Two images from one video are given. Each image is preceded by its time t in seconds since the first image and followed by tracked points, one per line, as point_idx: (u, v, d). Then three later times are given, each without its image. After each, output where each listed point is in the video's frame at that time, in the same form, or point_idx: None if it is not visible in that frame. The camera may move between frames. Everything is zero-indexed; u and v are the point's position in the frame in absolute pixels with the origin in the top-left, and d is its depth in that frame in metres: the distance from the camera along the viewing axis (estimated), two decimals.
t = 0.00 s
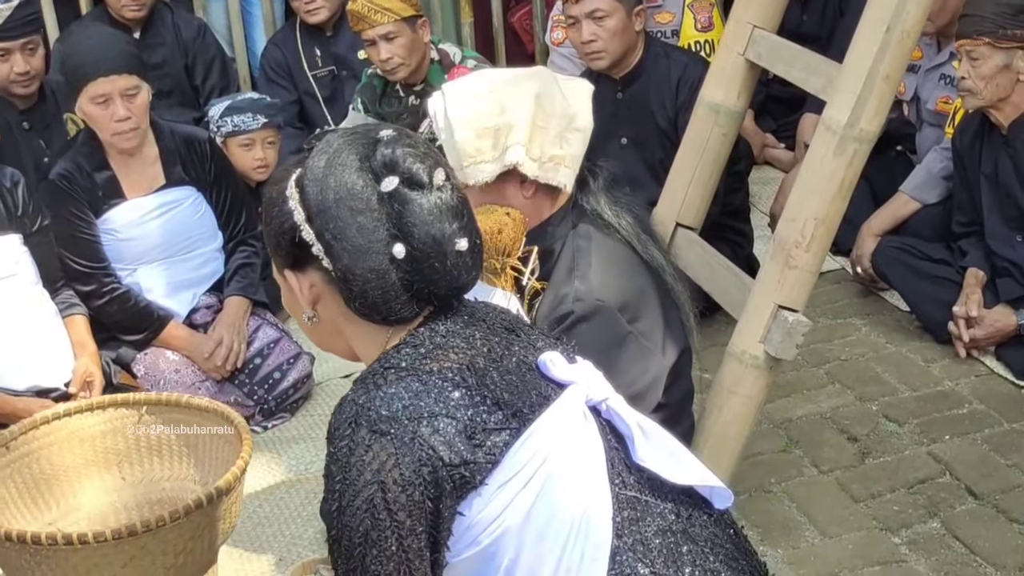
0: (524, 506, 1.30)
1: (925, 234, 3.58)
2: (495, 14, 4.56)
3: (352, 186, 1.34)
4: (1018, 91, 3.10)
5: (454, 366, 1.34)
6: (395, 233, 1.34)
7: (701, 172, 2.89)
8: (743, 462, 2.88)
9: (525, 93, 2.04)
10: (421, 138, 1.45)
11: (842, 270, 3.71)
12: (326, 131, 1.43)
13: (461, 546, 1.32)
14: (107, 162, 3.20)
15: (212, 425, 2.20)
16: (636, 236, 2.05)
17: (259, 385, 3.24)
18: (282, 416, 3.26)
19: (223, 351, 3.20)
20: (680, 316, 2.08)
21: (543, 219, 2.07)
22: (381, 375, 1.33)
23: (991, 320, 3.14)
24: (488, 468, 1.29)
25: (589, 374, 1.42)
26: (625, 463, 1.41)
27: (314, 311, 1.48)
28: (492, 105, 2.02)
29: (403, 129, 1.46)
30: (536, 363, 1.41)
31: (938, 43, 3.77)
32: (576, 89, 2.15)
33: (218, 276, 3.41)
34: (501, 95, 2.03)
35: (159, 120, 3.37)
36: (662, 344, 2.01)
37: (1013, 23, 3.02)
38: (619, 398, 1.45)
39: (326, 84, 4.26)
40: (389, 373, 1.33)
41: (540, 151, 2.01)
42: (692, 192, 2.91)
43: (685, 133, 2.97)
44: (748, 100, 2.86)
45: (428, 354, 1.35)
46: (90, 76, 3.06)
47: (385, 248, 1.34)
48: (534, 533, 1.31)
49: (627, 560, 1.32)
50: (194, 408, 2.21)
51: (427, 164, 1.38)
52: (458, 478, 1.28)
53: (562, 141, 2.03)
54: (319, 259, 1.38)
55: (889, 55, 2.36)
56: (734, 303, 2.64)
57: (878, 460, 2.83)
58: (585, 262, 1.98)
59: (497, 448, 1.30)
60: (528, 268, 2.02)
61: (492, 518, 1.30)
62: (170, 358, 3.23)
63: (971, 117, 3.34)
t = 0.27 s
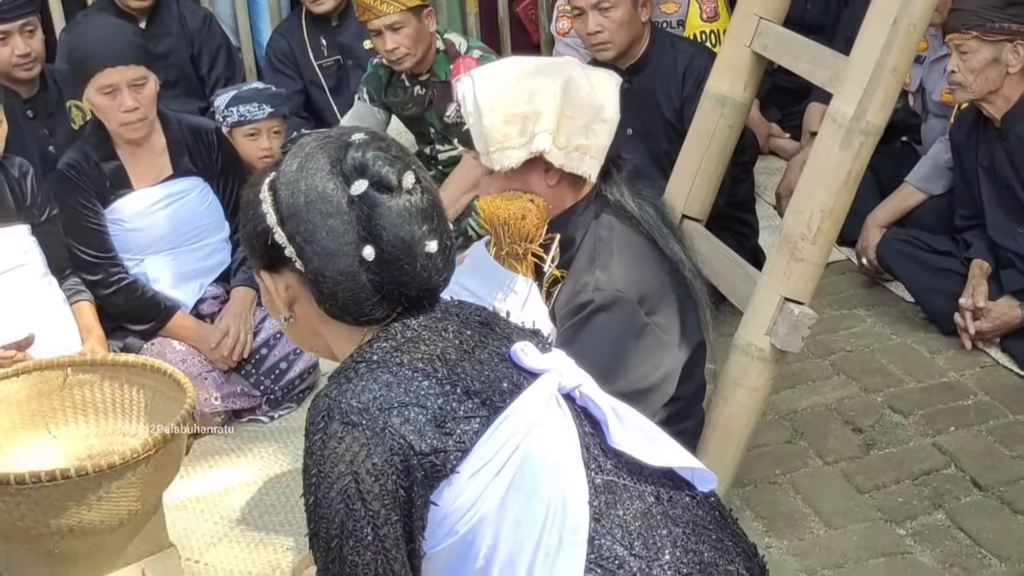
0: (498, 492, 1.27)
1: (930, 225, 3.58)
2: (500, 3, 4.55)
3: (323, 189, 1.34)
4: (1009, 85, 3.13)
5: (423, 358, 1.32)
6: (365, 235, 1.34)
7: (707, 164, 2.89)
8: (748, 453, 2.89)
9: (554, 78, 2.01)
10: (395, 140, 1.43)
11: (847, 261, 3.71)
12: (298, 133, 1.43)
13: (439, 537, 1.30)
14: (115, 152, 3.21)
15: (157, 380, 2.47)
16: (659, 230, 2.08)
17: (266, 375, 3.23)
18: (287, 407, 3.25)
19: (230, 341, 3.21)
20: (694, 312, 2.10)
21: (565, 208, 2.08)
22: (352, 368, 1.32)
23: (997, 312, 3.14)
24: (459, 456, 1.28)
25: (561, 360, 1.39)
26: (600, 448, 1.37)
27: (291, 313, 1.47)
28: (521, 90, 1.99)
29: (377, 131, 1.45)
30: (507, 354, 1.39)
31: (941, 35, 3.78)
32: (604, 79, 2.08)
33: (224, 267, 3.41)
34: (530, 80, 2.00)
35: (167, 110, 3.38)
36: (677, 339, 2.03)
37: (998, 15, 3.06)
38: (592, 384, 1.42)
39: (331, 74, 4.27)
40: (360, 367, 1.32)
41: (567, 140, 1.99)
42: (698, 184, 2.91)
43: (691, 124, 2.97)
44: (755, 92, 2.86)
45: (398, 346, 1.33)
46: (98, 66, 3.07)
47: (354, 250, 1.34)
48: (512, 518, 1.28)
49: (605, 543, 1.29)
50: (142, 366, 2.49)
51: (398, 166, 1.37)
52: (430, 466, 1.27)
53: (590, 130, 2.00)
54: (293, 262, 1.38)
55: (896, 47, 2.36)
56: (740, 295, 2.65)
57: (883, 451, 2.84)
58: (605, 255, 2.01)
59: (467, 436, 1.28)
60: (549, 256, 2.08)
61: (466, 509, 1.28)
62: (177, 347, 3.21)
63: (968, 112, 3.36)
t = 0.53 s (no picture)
0: (482, 487, 1.27)
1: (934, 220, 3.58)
2: None
3: (311, 195, 1.34)
4: (1008, 80, 3.13)
5: (408, 354, 1.32)
6: (353, 241, 1.34)
7: (711, 160, 2.89)
8: (752, 448, 2.89)
9: (576, 71, 2.05)
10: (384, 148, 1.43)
11: (851, 255, 3.72)
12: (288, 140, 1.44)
13: (425, 535, 1.30)
14: (121, 145, 3.22)
15: (143, 363, 2.56)
16: (670, 225, 2.08)
17: (270, 368, 3.20)
18: (291, 401, 3.25)
19: (234, 335, 3.20)
20: (704, 309, 2.09)
21: (579, 200, 2.10)
22: (337, 367, 1.32)
23: (1000, 307, 3.14)
24: (442, 451, 1.28)
25: (546, 355, 1.39)
26: (587, 442, 1.38)
27: (285, 317, 1.47)
28: (542, 82, 2.04)
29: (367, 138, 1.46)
30: (494, 352, 1.39)
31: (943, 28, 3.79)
32: (625, 75, 2.11)
33: (227, 263, 3.41)
34: (551, 71, 2.04)
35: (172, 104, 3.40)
36: (687, 335, 2.02)
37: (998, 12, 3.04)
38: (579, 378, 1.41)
39: (335, 68, 4.27)
40: (345, 365, 1.32)
41: (583, 133, 2.02)
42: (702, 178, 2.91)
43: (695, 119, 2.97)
44: (758, 88, 2.86)
45: (384, 344, 1.33)
46: (103, 60, 3.08)
47: (343, 255, 1.34)
48: (497, 512, 1.28)
49: (593, 535, 1.29)
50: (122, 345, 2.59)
51: (387, 174, 1.37)
52: (413, 461, 1.27)
53: (608, 124, 2.04)
54: (283, 267, 1.38)
55: (900, 43, 2.36)
56: (744, 291, 2.65)
57: (886, 446, 2.84)
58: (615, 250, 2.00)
59: (450, 431, 1.28)
60: (559, 250, 2.09)
61: (451, 505, 1.27)
62: (181, 342, 3.22)
63: (966, 110, 3.36)
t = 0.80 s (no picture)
0: (471, 486, 1.25)
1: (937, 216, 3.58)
2: None
3: (304, 198, 1.34)
4: (1010, 77, 3.13)
5: (397, 356, 1.31)
6: (347, 244, 1.34)
7: (713, 159, 2.89)
8: (755, 446, 2.90)
9: (581, 67, 2.05)
10: (378, 152, 1.44)
11: (854, 252, 3.72)
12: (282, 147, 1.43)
13: (417, 534, 1.27)
14: (126, 146, 3.23)
15: (148, 358, 2.59)
16: (674, 223, 2.07)
17: (275, 369, 3.23)
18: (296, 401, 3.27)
19: (240, 336, 3.21)
20: (709, 310, 2.06)
21: (585, 198, 2.11)
22: (328, 371, 1.32)
23: (1003, 304, 3.15)
24: (431, 452, 1.26)
25: (538, 354, 1.38)
26: (577, 440, 1.37)
27: (280, 319, 1.49)
28: (548, 79, 2.05)
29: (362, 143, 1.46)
30: (485, 352, 1.38)
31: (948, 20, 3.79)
32: (632, 71, 2.10)
33: (230, 265, 3.42)
34: (557, 69, 2.05)
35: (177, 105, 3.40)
36: (693, 334, 1.98)
37: (998, 7, 3.07)
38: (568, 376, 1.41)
39: (337, 66, 4.29)
40: (335, 369, 1.31)
41: (588, 128, 2.02)
42: (705, 177, 2.92)
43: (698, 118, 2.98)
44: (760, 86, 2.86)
45: (374, 346, 1.33)
46: (109, 60, 3.08)
47: (337, 257, 1.34)
48: (487, 513, 1.26)
49: (583, 534, 1.28)
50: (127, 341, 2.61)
51: (379, 175, 1.37)
52: (401, 463, 1.25)
53: (613, 119, 2.04)
54: (278, 270, 1.38)
55: (902, 43, 2.36)
56: (747, 291, 2.66)
57: (889, 444, 2.85)
58: (621, 249, 1.99)
59: (438, 432, 1.27)
60: (568, 251, 2.10)
61: (440, 505, 1.25)
62: (187, 342, 3.22)
63: (971, 103, 3.37)
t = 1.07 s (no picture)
0: (468, 492, 1.26)
1: (938, 213, 3.59)
2: None
3: (303, 206, 1.34)
4: (1013, 75, 3.14)
5: (390, 369, 1.33)
6: (345, 249, 1.34)
7: (715, 159, 2.90)
8: (760, 445, 2.91)
9: (574, 75, 2.06)
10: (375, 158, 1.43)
11: (856, 249, 3.73)
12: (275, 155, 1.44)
13: (413, 542, 1.28)
14: (130, 151, 3.24)
15: (139, 358, 2.62)
16: (677, 224, 2.04)
17: (279, 372, 3.22)
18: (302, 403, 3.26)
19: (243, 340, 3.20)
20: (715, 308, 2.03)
21: (586, 204, 2.10)
22: (321, 383, 1.33)
23: (1006, 301, 3.16)
24: (425, 462, 1.27)
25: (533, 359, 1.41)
26: (574, 443, 1.40)
27: (278, 329, 1.49)
28: (541, 86, 2.06)
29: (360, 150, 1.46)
30: (480, 358, 1.41)
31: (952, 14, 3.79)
32: (632, 77, 2.09)
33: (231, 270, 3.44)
34: (550, 76, 2.06)
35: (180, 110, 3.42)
36: (699, 335, 1.97)
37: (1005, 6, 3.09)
38: (565, 381, 1.45)
39: (338, 67, 4.30)
40: (328, 381, 1.33)
41: (582, 132, 2.02)
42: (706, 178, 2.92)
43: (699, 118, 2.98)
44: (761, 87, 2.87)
45: (368, 359, 1.34)
46: (111, 65, 3.10)
47: (336, 263, 1.34)
48: (482, 520, 1.27)
49: (580, 535, 1.29)
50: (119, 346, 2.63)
51: (378, 181, 1.37)
52: (394, 474, 1.27)
53: (607, 123, 2.03)
54: (276, 278, 1.38)
55: (902, 44, 2.37)
56: (750, 292, 2.67)
57: (893, 442, 2.86)
58: (627, 250, 1.96)
59: (430, 443, 1.28)
60: (581, 254, 2.02)
61: (437, 511, 1.26)
62: (190, 347, 3.21)
63: (974, 101, 3.37)
